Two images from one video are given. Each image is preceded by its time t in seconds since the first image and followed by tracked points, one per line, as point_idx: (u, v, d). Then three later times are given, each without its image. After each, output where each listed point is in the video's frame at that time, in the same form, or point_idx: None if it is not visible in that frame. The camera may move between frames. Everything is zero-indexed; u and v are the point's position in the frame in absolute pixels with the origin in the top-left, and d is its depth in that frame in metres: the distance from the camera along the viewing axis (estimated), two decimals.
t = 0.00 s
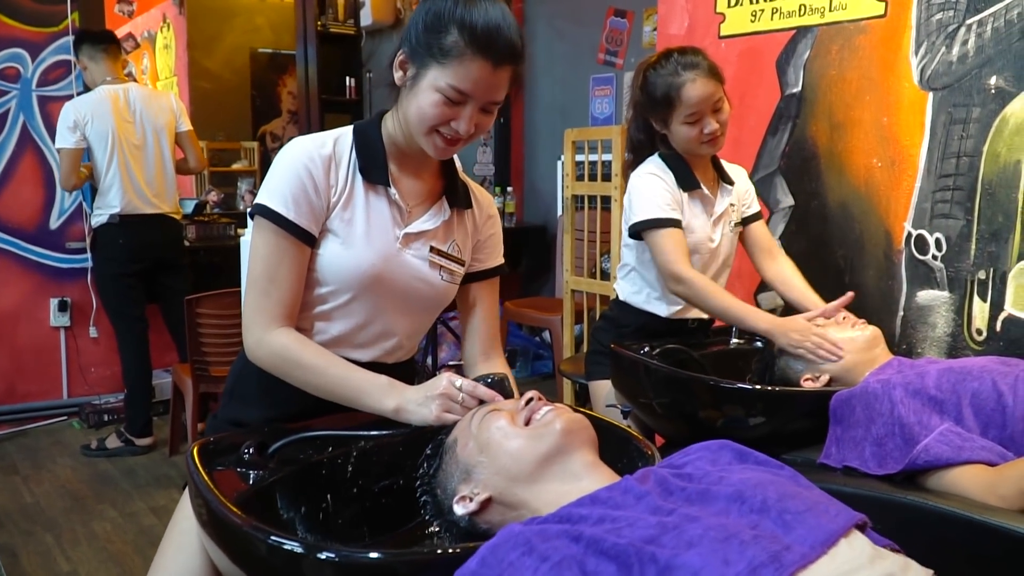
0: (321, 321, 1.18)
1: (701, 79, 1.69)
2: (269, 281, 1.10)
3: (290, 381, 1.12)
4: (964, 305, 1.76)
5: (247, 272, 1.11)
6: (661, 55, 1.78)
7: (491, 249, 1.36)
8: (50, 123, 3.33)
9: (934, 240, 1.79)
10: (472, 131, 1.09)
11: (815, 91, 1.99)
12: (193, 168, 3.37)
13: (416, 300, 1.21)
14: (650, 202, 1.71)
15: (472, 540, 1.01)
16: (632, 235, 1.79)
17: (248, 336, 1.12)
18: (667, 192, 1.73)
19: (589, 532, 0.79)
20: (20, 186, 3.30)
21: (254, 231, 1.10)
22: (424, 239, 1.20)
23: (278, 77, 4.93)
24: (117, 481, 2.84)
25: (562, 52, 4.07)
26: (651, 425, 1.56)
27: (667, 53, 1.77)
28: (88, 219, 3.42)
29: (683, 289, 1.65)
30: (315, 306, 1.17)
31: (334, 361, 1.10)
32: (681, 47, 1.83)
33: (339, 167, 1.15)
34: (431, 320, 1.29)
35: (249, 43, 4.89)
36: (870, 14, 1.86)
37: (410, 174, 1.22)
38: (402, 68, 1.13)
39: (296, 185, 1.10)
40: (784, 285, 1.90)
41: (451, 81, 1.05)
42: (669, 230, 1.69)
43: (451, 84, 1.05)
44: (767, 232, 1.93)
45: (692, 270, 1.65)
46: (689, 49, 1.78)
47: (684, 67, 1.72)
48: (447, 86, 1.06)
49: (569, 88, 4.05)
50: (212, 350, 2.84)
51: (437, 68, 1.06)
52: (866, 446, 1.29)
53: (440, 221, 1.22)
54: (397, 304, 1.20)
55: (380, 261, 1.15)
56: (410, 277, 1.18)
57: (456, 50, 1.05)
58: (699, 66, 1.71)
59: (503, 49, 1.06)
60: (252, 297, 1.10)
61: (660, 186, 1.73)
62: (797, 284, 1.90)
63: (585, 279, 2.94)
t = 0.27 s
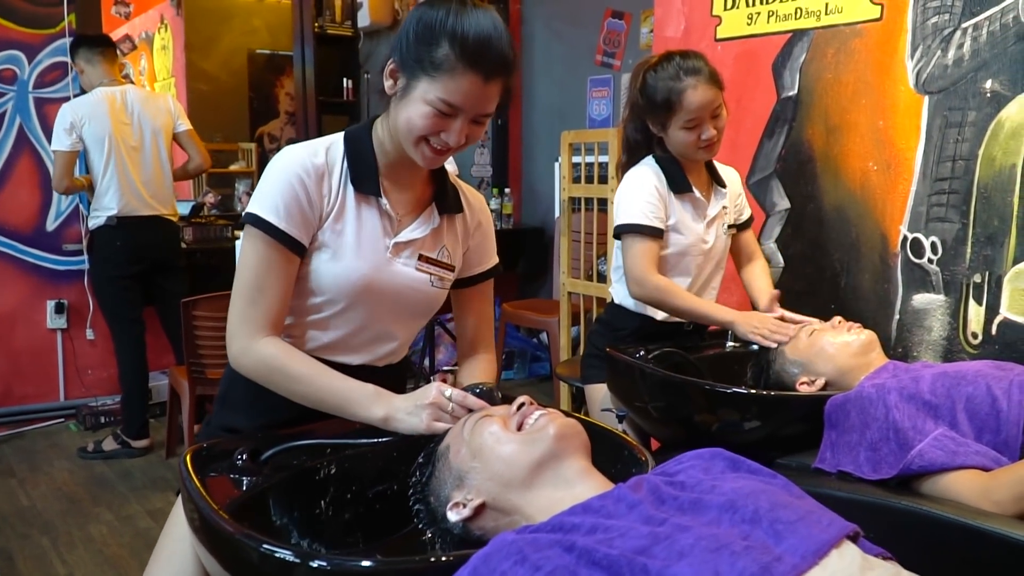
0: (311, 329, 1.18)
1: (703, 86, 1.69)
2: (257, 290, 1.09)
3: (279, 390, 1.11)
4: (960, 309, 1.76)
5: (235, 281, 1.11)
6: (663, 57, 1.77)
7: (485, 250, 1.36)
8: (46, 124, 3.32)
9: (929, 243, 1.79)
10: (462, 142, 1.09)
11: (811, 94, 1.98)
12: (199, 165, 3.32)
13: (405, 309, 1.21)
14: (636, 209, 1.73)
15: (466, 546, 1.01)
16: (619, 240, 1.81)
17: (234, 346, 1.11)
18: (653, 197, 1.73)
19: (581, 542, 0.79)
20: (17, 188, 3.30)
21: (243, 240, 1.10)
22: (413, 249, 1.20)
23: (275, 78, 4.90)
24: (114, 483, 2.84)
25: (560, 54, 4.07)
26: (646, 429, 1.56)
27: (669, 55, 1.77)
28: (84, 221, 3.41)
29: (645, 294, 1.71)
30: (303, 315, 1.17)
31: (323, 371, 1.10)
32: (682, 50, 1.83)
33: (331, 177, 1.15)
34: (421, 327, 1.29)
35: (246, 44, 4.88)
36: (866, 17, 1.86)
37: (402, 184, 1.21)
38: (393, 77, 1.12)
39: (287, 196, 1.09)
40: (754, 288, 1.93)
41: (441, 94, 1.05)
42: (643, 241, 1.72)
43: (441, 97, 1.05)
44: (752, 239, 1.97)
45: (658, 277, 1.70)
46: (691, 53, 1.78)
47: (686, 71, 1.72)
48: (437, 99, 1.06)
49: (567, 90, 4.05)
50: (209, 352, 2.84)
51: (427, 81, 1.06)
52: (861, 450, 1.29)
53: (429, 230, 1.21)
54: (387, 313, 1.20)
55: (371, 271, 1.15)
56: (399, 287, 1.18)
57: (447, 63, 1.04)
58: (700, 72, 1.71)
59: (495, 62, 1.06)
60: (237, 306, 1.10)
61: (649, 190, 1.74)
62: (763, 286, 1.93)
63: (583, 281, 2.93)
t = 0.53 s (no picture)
0: (299, 333, 1.18)
1: (701, 88, 1.68)
2: (245, 297, 1.09)
3: (269, 396, 1.11)
4: (956, 311, 1.75)
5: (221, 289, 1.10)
6: (661, 60, 1.77)
7: (469, 249, 1.35)
8: (43, 125, 3.32)
9: (926, 245, 1.79)
10: (448, 142, 1.09)
11: (808, 95, 1.98)
12: (191, 168, 3.34)
13: (394, 310, 1.21)
14: (643, 211, 1.72)
15: (458, 550, 1.00)
16: (623, 242, 1.81)
17: (222, 353, 1.11)
18: (659, 200, 1.73)
19: (572, 550, 0.78)
20: (14, 189, 3.29)
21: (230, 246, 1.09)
22: (400, 248, 1.19)
23: (274, 79, 4.84)
24: (110, 485, 2.83)
25: (558, 54, 4.06)
26: (642, 432, 1.56)
27: (666, 58, 1.76)
28: (81, 222, 3.41)
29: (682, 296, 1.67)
30: (293, 319, 1.17)
31: (312, 374, 1.10)
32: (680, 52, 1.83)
33: (315, 179, 1.14)
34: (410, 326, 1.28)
35: (244, 45, 4.88)
36: (863, 18, 1.85)
37: (385, 183, 1.21)
38: (377, 77, 1.11)
39: (271, 200, 1.09)
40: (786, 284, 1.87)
41: (426, 96, 1.04)
42: (666, 238, 1.70)
43: (426, 99, 1.05)
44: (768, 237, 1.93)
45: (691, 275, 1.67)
46: (688, 55, 1.77)
47: (683, 73, 1.72)
48: (423, 101, 1.05)
49: (565, 90, 4.05)
50: (205, 353, 2.83)
51: (412, 82, 1.05)
52: (856, 454, 1.29)
53: (414, 229, 1.21)
54: (375, 313, 1.20)
55: (358, 272, 1.15)
56: (388, 287, 1.18)
57: (433, 64, 1.03)
58: (698, 74, 1.70)
59: (481, 61, 1.05)
60: (225, 313, 1.09)
61: (651, 194, 1.73)
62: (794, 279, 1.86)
63: (580, 282, 2.93)
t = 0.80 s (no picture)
0: (279, 331, 1.18)
1: (700, 83, 1.68)
2: (217, 295, 1.09)
3: (249, 391, 1.11)
4: (957, 309, 1.75)
5: (194, 289, 1.10)
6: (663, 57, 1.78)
7: (450, 227, 1.36)
8: (42, 123, 3.31)
9: (927, 243, 1.78)
10: (415, 127, 1.09)
11: (808, 93, 1.98)
12: (190, 169, 3.35)
13: (373, 299, 1.20)
14: (652, 206, 1.70)
15: (456, 550, 1.00)
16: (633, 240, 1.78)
17: (198, 352, 1.11)
18: (668, 197, 1.72)
19: (569, 553, 0.78)
20: (12, 186, 3.28)
21: (201, 247, 1.09)
22: (375, 234, 1.19)
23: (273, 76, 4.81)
24: (109, 483, 2.83)
25: (558, 51, 4.05)
26: (642, 430, 1.56)
27: (668, 55, 1.77)
28: (81, 219, 3.41)
29: (699, 286, 1.62)
30: (271, 317, 1.17)
31: (286, 366, 1.10)
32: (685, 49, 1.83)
33: (284, 174, 1.14)
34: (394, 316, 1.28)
35: (244, 42, 4.87)
36: (864, 15, 1.85)
37: (356, 173, 1.21)
38: (338, 67, 1.10)
39: (239, 197, 1.08)
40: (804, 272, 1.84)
41: (389, 82, 1.04)
42: (677, 231, 1.67)
43: (390, 85, 1.04)
44: (780, 232, 1.92)
45: (705, 267, 1.63)
46: (690, 52, 1.77)
47: (683, 70, 1.72)
48: (386, 87, 1.05)
49: (565, 87, 4.04)
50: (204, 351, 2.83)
51: (375, 69, 1.05)
52: (856, 452, 1.28)
53: (388, 214, 1.21)
54: (356, 303, 1.19)
55: (333, 261, 1.14)
56: (365, 275, 1.17)
57: (394, 49, 1.03)
58: (698, 70, 1.70)
59: (443, 43, 1.05)
60: (198, 313, 1.09)
61: (659, 191, 1.72)
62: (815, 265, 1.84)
63: (580, 280, 2.93)
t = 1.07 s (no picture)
0: (261, 331, 1.18)
1: (698, 72, 1.69)
2: (194, 300, 1.09)
3: (242, 389, 1.11)
4: (958, 304, 1.75)
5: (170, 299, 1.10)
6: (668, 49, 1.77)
7: (417, 201, 1.35)
8: (41, 117, 3.30)
9: (928, 238, 1.78)
10: (369, 106, 1.08)
11: (809, 87, 1.97)
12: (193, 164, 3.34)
13: (349, 287, 1.20)
14: (653, 205, 1.70)
15: (455, 543, 1.00)
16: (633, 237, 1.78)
17: (182, 359, 1.11)
18: (670, 194, 1.71)
19: (568, 549, 0.77)
20: (12, 181, 3.28)
21: (171, 255, 1.09)
22: (344, 221, 1.19)
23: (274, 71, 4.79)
24: (109, 478, 2.83)
25: (559, 45, 4.04)
26: (642, 425, 1.56)
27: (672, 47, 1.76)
28: (80, 214, 3.40)
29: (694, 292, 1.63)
30: (252, 318, 1.17)
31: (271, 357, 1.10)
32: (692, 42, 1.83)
33: (246, 172, 1.13)
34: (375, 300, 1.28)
35: (243, 37, 4.86)
36: (866, 9, 1.84)
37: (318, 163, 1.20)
38: (283, 55, 1.09)
39: (200, 200, 1.07)
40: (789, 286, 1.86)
41: (335, 62, 1.03)
42: (676, 231, 1.68)
43: (336, 65, 1.03)
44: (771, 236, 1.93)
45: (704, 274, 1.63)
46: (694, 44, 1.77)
47: (685, 60, 1.72)
48: (334, 68, 1.04)
49: (566, 82, 4.03)
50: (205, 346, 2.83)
51: (320, 51, 1.04)
52: (857, 447, 1.28)
53: (354, 198, 1.21)
54: (334, 293, 1.19)
55: (306, 254, 1.14)
56: (338, 265, 1.17)
57: (336, 28, 1.02)
58: (700, 61, 1.70)
59: (382, 17, 1.04)
60: (179, 322, 1.10)
61: (662, 187, 1.71)
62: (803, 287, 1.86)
63: (580, 275, 2.93)
